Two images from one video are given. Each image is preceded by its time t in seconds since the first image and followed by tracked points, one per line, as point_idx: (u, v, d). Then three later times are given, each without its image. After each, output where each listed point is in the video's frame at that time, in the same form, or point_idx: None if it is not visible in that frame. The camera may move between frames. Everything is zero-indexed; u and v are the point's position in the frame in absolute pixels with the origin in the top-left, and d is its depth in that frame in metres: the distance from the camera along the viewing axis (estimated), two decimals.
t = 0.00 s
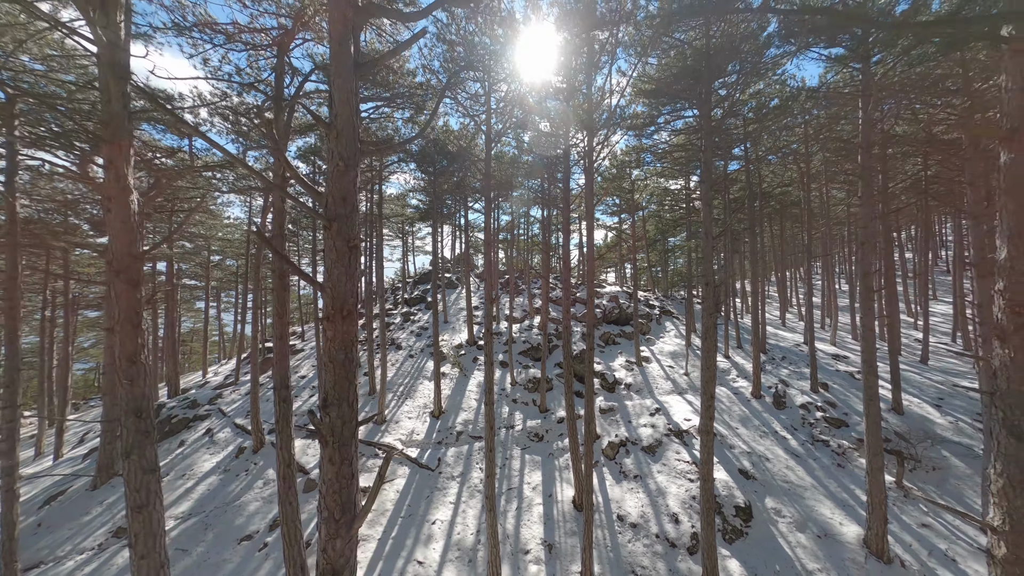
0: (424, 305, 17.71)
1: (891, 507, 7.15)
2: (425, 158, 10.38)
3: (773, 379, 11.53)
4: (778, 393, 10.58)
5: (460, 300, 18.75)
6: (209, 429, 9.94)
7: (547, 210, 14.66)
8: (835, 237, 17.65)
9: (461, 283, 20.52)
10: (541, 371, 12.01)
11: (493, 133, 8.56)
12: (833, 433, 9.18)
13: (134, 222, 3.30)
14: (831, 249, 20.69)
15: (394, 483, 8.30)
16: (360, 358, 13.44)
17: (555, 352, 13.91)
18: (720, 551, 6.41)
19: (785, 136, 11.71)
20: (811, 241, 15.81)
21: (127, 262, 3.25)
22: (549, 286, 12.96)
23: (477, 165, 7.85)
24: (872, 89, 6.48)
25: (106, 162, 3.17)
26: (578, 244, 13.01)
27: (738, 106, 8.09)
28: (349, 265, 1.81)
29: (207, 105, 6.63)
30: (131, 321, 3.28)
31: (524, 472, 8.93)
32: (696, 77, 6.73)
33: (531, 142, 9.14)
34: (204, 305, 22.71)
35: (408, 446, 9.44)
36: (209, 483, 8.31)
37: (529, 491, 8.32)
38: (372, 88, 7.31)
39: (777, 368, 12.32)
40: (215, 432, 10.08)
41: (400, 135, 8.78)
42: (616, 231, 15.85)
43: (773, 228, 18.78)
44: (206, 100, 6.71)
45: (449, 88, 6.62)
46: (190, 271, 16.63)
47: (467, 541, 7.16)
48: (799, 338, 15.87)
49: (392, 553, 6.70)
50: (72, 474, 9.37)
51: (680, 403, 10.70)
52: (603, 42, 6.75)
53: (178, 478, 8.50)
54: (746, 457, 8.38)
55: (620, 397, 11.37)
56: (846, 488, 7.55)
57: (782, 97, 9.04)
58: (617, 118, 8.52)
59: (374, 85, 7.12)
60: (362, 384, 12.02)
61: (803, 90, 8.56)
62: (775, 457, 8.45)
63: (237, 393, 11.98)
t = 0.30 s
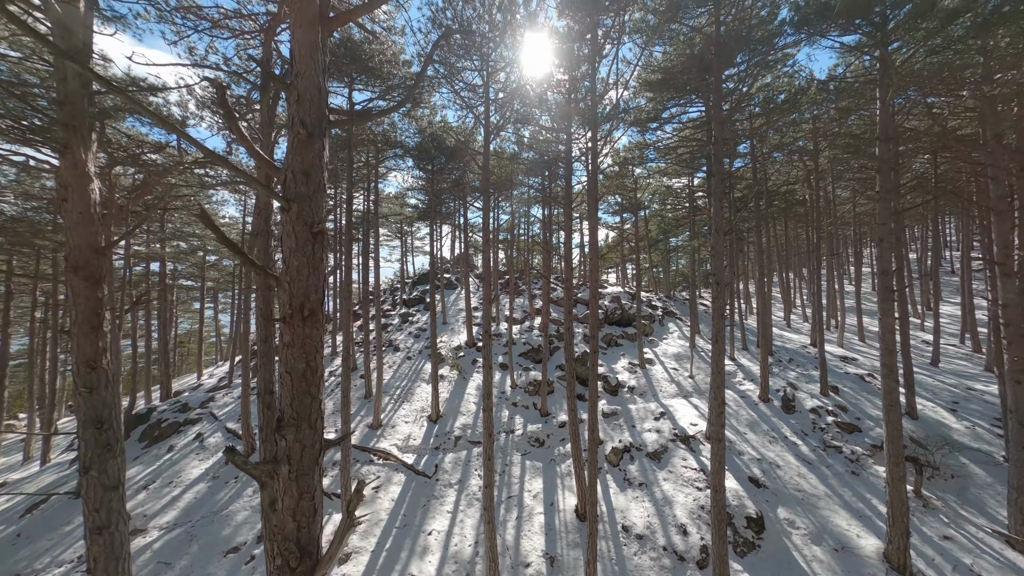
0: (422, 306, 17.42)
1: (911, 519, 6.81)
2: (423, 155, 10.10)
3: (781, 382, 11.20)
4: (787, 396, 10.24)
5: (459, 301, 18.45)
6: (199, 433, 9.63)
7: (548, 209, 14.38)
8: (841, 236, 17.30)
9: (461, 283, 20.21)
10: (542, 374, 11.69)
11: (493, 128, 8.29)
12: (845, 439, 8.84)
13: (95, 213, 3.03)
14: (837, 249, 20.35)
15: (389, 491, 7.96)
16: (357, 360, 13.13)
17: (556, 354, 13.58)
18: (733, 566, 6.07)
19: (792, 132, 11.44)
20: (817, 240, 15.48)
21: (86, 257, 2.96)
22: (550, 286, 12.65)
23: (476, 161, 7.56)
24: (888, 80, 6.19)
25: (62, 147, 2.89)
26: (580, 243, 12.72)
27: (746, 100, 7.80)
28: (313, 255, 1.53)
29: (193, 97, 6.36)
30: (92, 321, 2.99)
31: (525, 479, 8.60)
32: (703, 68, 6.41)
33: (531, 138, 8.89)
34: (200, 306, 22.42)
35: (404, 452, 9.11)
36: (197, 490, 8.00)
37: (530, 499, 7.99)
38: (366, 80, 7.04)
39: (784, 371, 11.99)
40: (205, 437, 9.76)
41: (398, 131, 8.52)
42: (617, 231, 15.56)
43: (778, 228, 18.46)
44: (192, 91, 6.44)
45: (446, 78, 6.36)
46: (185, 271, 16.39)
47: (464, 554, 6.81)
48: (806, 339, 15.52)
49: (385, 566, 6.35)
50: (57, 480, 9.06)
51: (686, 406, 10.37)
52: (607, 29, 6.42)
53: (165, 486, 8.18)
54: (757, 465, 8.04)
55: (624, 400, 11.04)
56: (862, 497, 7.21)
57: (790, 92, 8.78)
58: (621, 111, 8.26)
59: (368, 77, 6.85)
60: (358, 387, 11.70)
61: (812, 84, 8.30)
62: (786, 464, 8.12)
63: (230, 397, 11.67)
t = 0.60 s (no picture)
0: (421, 307, 17.11)
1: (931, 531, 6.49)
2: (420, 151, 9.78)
3: (789, 385, 10.86)
4: (796, 400, 9.91)
5: (458, 302, 18.13)
6: (187, 439, 9.29)
7: (548, 208, 14.08)
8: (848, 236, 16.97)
9: (460, 284, 19.87)
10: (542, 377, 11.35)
11: (492, 123, 7.99)
12: (858, 445, 8.51)
13: (42, 204, 2.71)
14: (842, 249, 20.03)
15: (383, 500, 7.62)
16: (353, 362, 12.78)
17: (557, 356, 13.24)
18: None
19: (798, 129, 11.17)
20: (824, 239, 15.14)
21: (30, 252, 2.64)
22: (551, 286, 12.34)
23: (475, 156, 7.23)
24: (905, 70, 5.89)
25: (3, 129, 2.57)
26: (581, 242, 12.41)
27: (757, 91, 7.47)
28: (261, 282, 1.72)
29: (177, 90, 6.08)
30: (39, 324, 2.68)
31: (525, 487, 8.26)
32: (711, 57, 6.18)
33: (532, 133, 8.60)
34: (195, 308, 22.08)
35: (400, 459, 8.77)
36: (182, 499, 7.65)
37: (530, 509, 7.65)
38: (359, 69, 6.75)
39: (792, 374, 11.65)
40: (194, 442, 9.43)
41: (393, 126, 8.22)
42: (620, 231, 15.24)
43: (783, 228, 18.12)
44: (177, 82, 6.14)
45: (442, 69, 6.06)
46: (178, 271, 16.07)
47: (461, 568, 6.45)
48: (812, 341, 15.17)
49: None
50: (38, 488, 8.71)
51: (691, 411, 10.04)
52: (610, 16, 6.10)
53: (150, 495, 7.85)
54: (766, 473, 7.71)
55: (627, 404, 10.71)
56: (878, 508, 6.89)
57: (799, 86, 8.49)
58: (624, 105, 7.97)
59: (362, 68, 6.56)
60: (354, 390, 11.39)
61: (822, 77, 8.01)
62: (797, 473, 7.78)
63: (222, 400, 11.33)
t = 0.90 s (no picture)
0: (418, 309, 16.81)
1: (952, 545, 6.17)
2: (417, 148, 9.51)
3: (796, 389, 10.54)
4: (805, 405, 9.58)
5: (457, 303, 17.82)
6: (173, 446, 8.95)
7: (548, 208, 13.81)
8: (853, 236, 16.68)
9: (459, 285, 19.56)
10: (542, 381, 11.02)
11: (490, 117, 7.71)
12: (872, 453, 8.18)
13: None
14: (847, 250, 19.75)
15: (376, 511, 7.27)
16: (348, 365, 12.47)
17: (557, 359, 12.91)
18: None
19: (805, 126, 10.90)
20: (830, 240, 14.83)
21: None
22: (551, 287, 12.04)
23: (473, 152, 6.93)
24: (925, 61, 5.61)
25: None
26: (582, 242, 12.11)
27: (765, 85, 7.20)
28: (163, 283, 1.61)
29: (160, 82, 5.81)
30: None
31: (525, 497, 7.91)
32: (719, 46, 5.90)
33: (531, 129, 8.34)
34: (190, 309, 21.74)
35: (395, 466, 8.43)
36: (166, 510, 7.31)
37: (530, 520, 7.30)
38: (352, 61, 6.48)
39: (799, 378, 11.33)
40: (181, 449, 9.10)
41: (388, 120, 7.94)
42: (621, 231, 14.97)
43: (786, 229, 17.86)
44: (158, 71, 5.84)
45: (437, 59, 5.77)
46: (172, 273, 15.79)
47: None
48: (819, 344, 14.84)
49: None
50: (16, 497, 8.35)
51: (696, 416, 9.71)
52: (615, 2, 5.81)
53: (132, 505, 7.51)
54: (777, 482, 7.38)
55: (630, 409, 10.38)
56: (896, 520, 6.57)
57: (807, 81, 8.23)
58: (628, 99, 7.68)
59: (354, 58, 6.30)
60: (348, 394, 11.06)
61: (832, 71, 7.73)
62: (809, 482, 7.45)
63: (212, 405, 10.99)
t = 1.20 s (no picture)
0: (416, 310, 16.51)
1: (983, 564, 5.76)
2: (413, 145, 9.25)
3: (804, 394, 10.22)
4: (814, 411, 9.25)
5: (455, 305, 17.53)
6: (159, 453, 8.64)
7: (548, 208, 13.53)
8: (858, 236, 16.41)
9: (457, 287, 19.27)
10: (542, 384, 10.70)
11: (488, 111, 7.42)
12: (886, 461, 7.85)
13: None
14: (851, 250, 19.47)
15: (368, 522, 6.93)
16: (342, 369, 12.15)
17: (557, 362, 12.59)
18: None
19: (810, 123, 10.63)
20: (835, 240, 14.55)
21: None
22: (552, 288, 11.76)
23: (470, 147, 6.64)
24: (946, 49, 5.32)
25: None
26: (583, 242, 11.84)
27: (774, 78, 6.92)
28: None
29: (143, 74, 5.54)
30: None
31: (524, 507, 7.57)
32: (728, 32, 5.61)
33: (531, 125, 8.08)
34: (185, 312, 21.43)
35: (388, 476, 8.09)
36: (147, 523, 6.97)
37: (529, 532, 6.95)
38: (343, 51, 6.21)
39: (807, 381, 11.02)
40: (167, 457, 8.77)
41: (382, 116, 7.69)
42: (622, 231, 14.72)
43: (790, 229, 17.60)
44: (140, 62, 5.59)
45: (432, 48, 5.51)
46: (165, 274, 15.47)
47: None
48: (824, 346, 14.55)
49: None
50: None
51: (701, 422, 9.38)
52: None
53: (113, 517, 7.18)
54: (789, 492, 7.04)
55: (632, 414, 10.05)
56: (917, 534, 6.22)
57: (815, 75, 7.99)
58: (630, 93, 7.44)
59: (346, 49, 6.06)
60: (342, 399, 10.72)
61: (840, 65, 7.50)
62: (822, 492, 7.12)
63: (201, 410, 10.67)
